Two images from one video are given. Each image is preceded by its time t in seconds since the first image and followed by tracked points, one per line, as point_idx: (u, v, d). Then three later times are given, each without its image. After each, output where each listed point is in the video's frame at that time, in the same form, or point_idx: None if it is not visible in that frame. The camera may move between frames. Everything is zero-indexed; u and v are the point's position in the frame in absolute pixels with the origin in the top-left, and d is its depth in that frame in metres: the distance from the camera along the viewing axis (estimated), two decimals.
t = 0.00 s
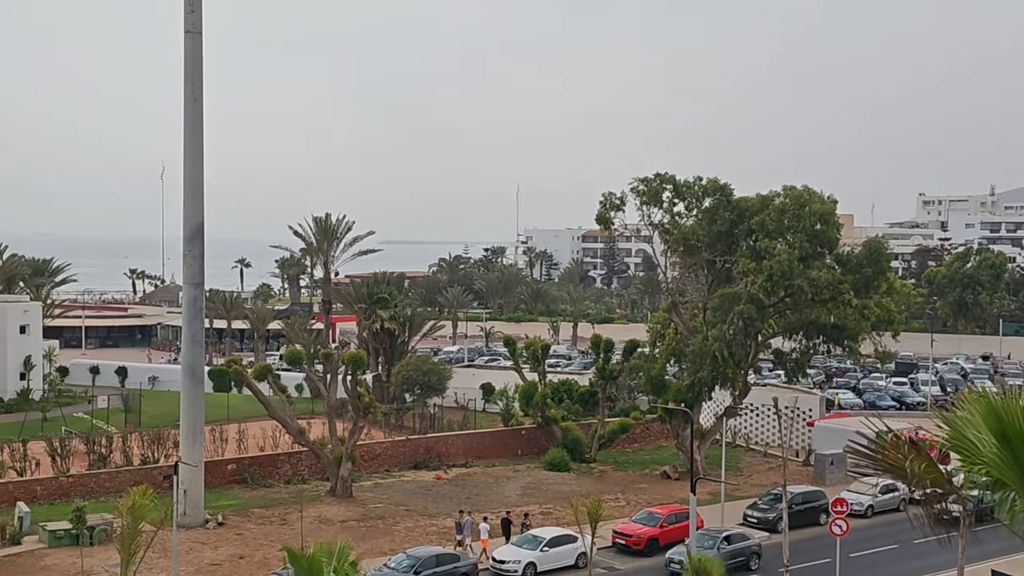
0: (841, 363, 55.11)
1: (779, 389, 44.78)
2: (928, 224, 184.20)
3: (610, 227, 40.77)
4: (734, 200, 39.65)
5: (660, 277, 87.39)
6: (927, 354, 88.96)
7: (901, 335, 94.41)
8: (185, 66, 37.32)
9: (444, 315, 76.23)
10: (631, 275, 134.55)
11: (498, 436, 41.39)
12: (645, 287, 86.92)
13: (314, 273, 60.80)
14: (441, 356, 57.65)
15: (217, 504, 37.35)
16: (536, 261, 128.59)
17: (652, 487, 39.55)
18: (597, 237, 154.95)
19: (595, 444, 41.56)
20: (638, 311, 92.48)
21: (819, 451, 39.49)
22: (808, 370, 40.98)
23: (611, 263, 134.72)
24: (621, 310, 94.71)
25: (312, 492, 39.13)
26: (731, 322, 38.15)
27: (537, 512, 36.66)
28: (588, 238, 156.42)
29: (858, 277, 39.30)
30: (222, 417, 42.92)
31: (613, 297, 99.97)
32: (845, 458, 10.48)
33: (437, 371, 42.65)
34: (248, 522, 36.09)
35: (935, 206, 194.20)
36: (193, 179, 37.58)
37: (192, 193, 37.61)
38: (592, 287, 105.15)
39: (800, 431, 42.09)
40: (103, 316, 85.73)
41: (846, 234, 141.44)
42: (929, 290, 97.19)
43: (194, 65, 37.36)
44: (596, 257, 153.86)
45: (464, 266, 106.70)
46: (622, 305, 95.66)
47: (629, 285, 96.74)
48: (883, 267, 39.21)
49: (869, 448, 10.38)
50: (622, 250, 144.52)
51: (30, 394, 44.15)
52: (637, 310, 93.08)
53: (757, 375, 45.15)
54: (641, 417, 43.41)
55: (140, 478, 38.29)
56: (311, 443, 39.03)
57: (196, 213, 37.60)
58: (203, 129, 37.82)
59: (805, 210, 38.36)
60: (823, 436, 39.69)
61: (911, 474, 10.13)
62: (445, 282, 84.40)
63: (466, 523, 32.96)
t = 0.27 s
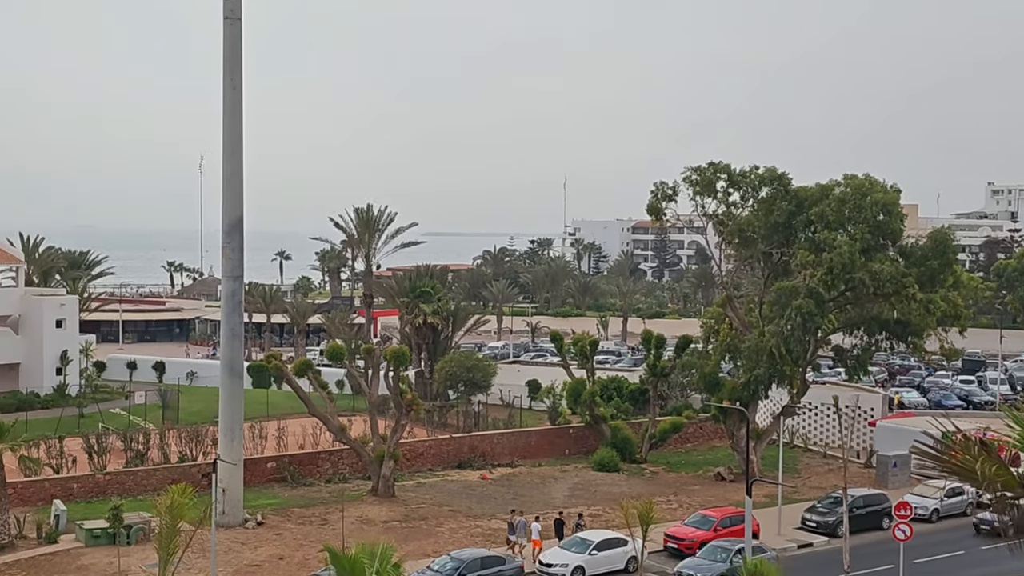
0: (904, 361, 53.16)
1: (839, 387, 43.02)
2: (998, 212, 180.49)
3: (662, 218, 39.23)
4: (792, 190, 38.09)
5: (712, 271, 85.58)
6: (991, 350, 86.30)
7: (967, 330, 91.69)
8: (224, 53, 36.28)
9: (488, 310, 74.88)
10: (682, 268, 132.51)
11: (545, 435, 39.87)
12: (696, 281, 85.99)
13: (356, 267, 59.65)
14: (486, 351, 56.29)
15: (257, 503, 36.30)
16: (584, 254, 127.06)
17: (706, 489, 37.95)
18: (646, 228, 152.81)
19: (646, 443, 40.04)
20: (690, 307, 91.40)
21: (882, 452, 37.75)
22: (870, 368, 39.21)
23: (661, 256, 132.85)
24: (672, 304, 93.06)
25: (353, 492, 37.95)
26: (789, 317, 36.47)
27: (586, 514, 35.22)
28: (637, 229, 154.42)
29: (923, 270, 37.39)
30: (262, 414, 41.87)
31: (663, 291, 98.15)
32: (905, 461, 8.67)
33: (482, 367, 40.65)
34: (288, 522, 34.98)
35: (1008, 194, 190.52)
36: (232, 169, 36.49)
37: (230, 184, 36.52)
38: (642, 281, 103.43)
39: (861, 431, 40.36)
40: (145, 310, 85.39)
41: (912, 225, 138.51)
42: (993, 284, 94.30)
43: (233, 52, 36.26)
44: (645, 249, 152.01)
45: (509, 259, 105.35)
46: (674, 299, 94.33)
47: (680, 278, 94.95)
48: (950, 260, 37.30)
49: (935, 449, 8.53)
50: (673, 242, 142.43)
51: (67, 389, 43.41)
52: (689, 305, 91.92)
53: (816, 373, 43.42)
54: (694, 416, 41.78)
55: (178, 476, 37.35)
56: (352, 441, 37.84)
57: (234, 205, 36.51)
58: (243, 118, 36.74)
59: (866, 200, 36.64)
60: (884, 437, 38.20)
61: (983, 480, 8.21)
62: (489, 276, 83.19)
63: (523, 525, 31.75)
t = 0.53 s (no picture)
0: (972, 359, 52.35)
1: (903, 386, 42.47)
2: None
3: (723, 214, 39.18)
4: (856, 185, 37.77)
5: (773, 267, 85.05)
6: None
7: None
8: (286, 53, 36.59)
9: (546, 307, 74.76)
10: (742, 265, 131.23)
11: (604, 432, 39.71)
12: (758, 278, 86.69)
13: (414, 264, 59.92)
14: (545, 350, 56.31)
15: (318, 499, 36.58)
16: (642, 250, 126.55)
17: (767, 488, 37.62)
18: (706, 224, 151.41)
19: (706, 442, 39.77)
20: (751, 302, 92.36)
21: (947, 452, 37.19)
22: (935, 367, 38.70)
23: (721, 252, 131.89)
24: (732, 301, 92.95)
25: (413, 488, 38.07)
26: (851, 315, 36.04)
27: (646, 512, 35.03)
28: (697, 225, 153.29)
29: (990, 267, 36.68)
30: (322, 410, 42.15)
31: (724, 289, 97.40)
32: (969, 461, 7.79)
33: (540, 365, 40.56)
34: (348, 518, 35.19)
35: None
36: (293, 168, 36.79)
37: (292, 182, 36.83)
38: (704, 278, 102.85)
39: (926, 431, 39.84)
40: (203, 307, 86.52)
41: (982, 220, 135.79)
42: None
43: (295, 52, 36.57)
44: (704, 246, 151.03)
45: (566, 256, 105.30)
46: (734, 297, 95.10)
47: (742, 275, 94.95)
48: (1018, 257, 36.63)
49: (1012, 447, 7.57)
50: (734, 238, 141.11)
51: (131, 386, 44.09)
52: (749, 301, 93.02)
53: (880, 371, 42.89)
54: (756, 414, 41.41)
55: (240, 471, 37.73)
56: (411, 438, 37.99)
57: (295, 203, 36.82)
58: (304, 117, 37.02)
59: (931, 196, 36.08)
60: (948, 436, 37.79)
61: None
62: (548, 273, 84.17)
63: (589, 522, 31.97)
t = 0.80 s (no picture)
0: None
1: (994, 390, 40.38)
2: None
3: (802, 210, 37.62)
4: (944, 180, 35.70)
5: (856, 266, 82.62)
6: None
7: None
8: (349, 45, 35.58)
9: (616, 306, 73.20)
10: (823, 262, 127.70)
11: (677, 437, 38.16)
12: (839, 276, 84.82)
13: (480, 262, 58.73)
14: (615, 350, 54.79)
15: (381, 503, 35.52)
16: (717, 247, 124.32)
17: (849, 497, 35.81)
18: (785, 221, 147.83)
19: (784, 448, 38.08)
20: (831, 302, 90.35)
21: None
22: None
23: (800, 249, 128.57)
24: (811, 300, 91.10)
25: (478, 493, 36.83)
26: (938, 316, 34.16)
27: (721, 521, 33.40)
28: (774, 221, 149.95)
29: None
30: (386, 412, 41.11)
31: (803, 288, 94.94)
32: None
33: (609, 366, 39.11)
34: (412, 523, 34.07)
35: None
36: (356, 164, 35.76)
37: (355, 178, 35.80)
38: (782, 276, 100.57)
39: (1019, 437, 37.78)
40: (266, 305, 86.28)
41: None
42: None
43: (358, 44, 35.52)
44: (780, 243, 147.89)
45: (637, 254, 103.43)
46: (815, 296, 93.08)
47: (822, 274, 93.01)
48: None
49: None
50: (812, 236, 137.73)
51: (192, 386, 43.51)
52: (831, 301, 91.08)
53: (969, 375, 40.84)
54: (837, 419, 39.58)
55: (302, 474, 36.81)
56: (477, 442, 36.79)
57: (359, 199, 35.78)
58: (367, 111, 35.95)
59: None
60: None
61: None
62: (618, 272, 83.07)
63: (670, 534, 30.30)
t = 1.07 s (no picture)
0: None
1: None
2: None
3: (887, 202, 34.85)
4: None
5: (947, 263, 80.01)
6: None
7: None
8: (401, 30, 33.40)
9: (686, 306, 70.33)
10: (909, 259, 122.28)
11: (752, 448, 35.51)
12: (930, 273, 81.42)
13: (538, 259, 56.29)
14: (683, 355, 52.02)
15: (434, 516, 33.24)
16: (795, 242, 120.60)
17: (939, 513, 32.87)
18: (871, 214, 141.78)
19: (869, 459, 35.30)
20: (920, 302, 86.35)
21: None
22: None
23: (885, 246, 123.10)
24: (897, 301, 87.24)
25: (537, 506, 34.41)
26: None
27: (800, 537, 30.61)
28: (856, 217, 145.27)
29: None
30: (439, 419, 38.85)
31: (887, 287, 91.01)
32: None
33: (677, 371, 36.90)
34: (467, 537, 31.74)
35: None
36: (408, 156, 33.48)
37: (407, 171, 33.54)
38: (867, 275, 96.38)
39: None
40: (314, 306, 84.58)
41: None
42: None
43: (411, 28, 33.33)
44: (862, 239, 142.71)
45: (709, 250, 100.09)
46: (902, 295, 89.28)
47: (910, 272, 89.24)
48: None
49: None
50: (896, 230, 132.84)
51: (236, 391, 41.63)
52: (919, 300, 87.08)
53: None
54: (927, 429, 36.66)
55: (351, 485, 34.65)
56: (536, 451, 34.42)
57: (411, 192, 33.51)
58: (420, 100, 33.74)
59: None
60: None
61: None
62: (688, 269, 80.32)
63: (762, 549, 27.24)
